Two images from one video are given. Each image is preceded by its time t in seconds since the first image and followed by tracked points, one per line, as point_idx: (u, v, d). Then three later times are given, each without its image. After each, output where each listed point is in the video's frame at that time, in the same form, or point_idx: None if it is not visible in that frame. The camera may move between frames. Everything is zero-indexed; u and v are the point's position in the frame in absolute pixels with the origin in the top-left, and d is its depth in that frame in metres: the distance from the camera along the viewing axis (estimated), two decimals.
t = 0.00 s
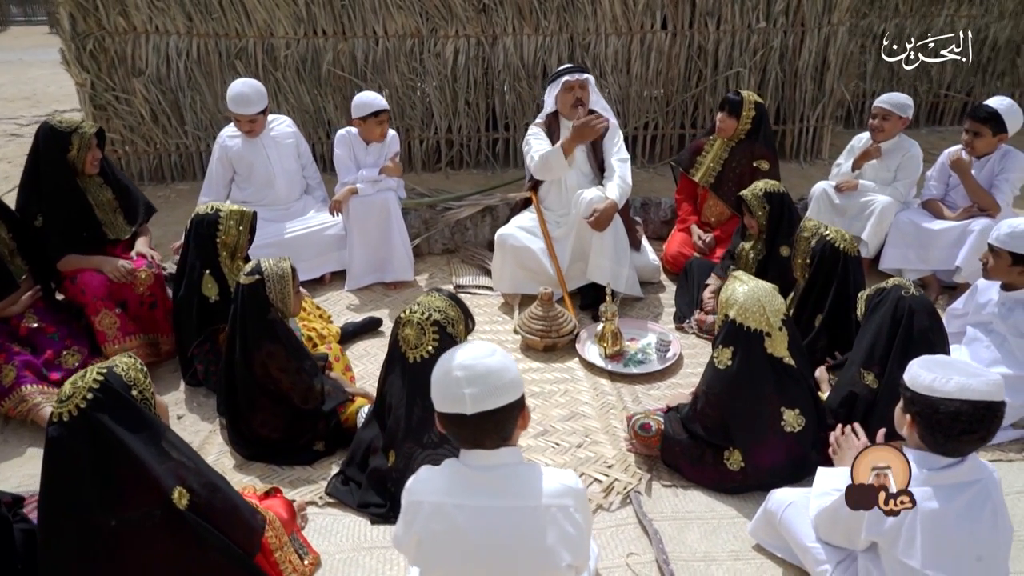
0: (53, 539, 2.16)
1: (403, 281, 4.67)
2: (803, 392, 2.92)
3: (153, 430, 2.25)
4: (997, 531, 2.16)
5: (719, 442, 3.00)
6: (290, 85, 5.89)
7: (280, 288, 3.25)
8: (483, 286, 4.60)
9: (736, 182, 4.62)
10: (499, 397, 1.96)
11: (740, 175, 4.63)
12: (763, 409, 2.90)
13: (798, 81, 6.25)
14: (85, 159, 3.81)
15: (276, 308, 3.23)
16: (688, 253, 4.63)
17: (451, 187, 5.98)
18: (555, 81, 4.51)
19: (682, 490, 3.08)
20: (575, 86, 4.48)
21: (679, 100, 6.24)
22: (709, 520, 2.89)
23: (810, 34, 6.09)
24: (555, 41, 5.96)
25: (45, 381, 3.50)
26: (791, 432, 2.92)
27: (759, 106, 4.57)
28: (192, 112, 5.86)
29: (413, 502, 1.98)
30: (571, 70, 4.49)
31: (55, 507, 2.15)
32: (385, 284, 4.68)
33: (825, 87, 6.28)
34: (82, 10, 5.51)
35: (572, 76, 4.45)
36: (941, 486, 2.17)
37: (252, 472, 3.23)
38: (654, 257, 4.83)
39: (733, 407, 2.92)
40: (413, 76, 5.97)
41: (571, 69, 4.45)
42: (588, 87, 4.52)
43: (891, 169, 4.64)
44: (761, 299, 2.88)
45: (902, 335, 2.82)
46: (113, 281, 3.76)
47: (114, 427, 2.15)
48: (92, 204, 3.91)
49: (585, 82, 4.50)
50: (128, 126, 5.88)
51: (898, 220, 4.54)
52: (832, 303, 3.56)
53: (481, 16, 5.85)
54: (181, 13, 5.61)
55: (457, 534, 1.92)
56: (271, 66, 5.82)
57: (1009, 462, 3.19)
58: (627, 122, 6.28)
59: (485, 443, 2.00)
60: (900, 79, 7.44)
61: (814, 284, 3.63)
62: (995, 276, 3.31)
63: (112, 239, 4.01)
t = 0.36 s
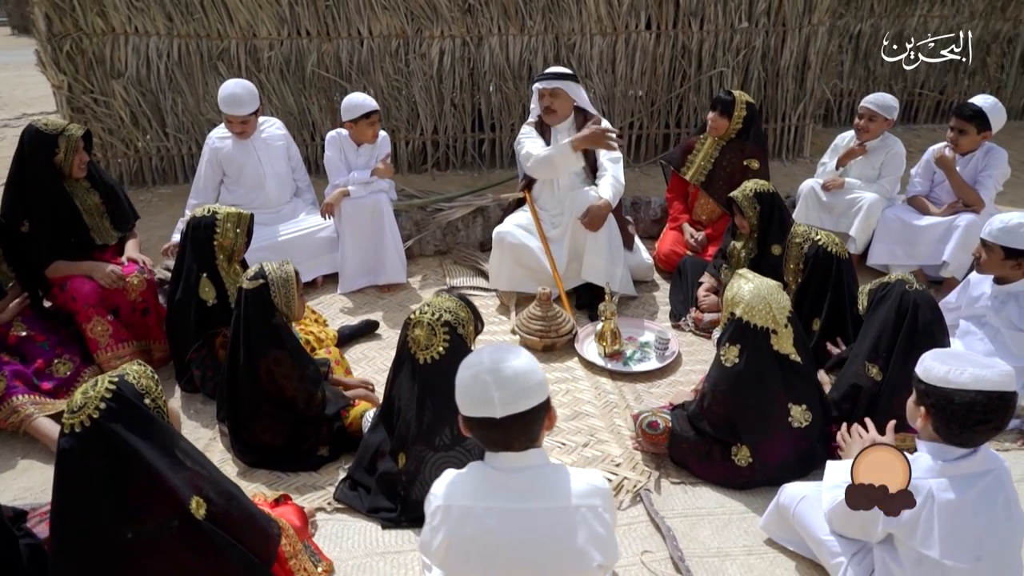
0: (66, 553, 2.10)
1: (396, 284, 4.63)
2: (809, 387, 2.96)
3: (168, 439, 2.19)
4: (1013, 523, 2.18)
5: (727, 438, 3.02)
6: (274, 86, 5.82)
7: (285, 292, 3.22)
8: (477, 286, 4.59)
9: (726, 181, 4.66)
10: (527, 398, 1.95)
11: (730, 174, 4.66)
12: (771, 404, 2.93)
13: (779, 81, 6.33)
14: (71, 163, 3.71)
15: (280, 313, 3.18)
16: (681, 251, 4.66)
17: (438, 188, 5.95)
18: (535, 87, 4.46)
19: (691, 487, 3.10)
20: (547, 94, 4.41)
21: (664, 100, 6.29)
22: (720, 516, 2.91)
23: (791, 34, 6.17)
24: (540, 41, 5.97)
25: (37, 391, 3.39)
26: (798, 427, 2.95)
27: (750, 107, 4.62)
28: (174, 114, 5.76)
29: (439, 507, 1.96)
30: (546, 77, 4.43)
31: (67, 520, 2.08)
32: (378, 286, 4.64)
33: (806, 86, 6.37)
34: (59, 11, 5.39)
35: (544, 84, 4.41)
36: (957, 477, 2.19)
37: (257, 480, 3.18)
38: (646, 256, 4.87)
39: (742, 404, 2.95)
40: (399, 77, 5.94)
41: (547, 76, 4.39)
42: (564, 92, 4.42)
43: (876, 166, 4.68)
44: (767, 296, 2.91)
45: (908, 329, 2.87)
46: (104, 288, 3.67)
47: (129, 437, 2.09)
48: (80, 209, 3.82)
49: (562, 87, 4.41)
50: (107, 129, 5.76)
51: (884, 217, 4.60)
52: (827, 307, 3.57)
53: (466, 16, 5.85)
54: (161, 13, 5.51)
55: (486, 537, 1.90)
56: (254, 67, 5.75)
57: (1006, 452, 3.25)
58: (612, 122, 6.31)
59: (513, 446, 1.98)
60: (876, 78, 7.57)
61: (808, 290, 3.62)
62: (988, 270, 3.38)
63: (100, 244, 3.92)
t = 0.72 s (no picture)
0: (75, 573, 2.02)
1: (389, 286, 4.56)
2: (816, 385, 2.97)
3: (178, 452, 2.11)
4: None
5: (735, 437, 3.02)
6: (257, 87, 5.73)
7: (279, 298, 3.12)
8: (471, 288, 4.54)
9: (718, 179, 4.67)
10: (554, 402, 1.94)
11: (722, 172, 4.68)
12: (780, 402, 2.94)
13: (763, 79, 6.37)
14: (57, 167, 3.63)
15: (275, 319, 3.10)
16: (674, 250, 4.66)
17: (426, 189, 5.89)
18: (534, 83, 4.44)
19: (699, 486, 3.10)
20: (556, 88, 4.41)
21: (650, 99, 6.30)
22: (731, 515, 2.91)
23: (775, 33, 6.22)
24: (526, 41, 5.95)
25: (25, 403, 3.31)
26: (806, 424, 2.96)
27: (741, 105, 4.63)
28: (154, 116, 5.65)
29: (465, 515, 1.92)
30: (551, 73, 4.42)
31: (75, 539, 2.00)
32: (370, 289, 4.58)
33: (789, 84, 6.42)
34: (34, 11, 5.25)
35: (552, 79, 4.39)
36: (977, 472, 2.21)
37: (259, 490, 3.11)
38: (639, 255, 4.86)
39: (751, 402, 2.95)
40: (384, 77, 5.88)
41: (549, 72, 4.38)
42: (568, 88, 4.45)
43: (865, 165, 4.74)
44: (772, 294, 2.91)
45: (917, 323, 2.89)
46: (93, 296, 3.58)
47: (139, 451, 2.01)
48: (67, 214, 3.73)
49: (566, 82, 4.44)
50: (85, 133, 5.63)
51: (875, 214, 4.67)
52: (825, 303, 3.58)
53: (451, 16, 5.80)
54: (141, 14, 5.41)
55: (516, 544, 1.86)
56: (237, 68, 5.66)
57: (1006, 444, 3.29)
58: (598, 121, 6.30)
59: (538, 450, 1.95)
60: (855, 77, 7.67)
61: (806, 288, 3.62)
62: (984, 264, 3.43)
63: (88, 250, 3.83)
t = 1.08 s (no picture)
0: None
1: (389, 290, 4.49)
2: (835, 386, 2.96)
3: (198, 470, 2.05)
4: None
5: (753, 440, 2.99)
6: (246, 89, 5.64)
7: (280, 305, 2.99)
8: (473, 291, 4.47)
9: (719, 178, 4.65)
10: (590, 411, 1.93)
11: (723, 171, 4.65)
12: (798, 404, 2.92)
13: (756, 78, 6.36)
14: (51, 173, 3.56)
15: (276, 327, 2.97)
16: (676, 250, 4.62)
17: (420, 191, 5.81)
18: (529, 87, 4.32)
19: (717, 490, 3.07)
20: (553, 88, 4.30)
21: (644, 98, 6.27)
22: (751, 519, 2.88)
23: (768, 30, 6.21)
24: (519, 40, 5.89)
25: (22, 416, 3.22)
26: (825, 426, 2.95)
27: (741, 103, 4.60)
28: (142, 120, 5.57)
29: (501, 529, 1.89)
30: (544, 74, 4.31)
31: (93, 562, 1.93)
32: (370, 294, 4.50)
33: (782, 82, 6.42)
34: (17, 13, 5.15)
35: (548, 80, 4.27)
36: (1007, 471, 2.18)
37: (268, 502, 3.03)
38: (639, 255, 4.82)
39: (769, 404, 2.92)
40: (377, 78, 5.80)
41: (545, 74, 4.27)
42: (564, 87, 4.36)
43: (865, 164, 4.75)
44: (790, 295, 2.89)
45: (941, 331, 2.90)
46: (90, 305, 3.47)
47: (160, 470, 1.95)
48: (59, 221, 3.64)
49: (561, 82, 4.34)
50: (72, 137, 5.52)
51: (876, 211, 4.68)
52: (835, 301, 3.56)
53: (444, 15, 5.73)
54: (127, 15, 5.31)
55: (555, 558, 1.83)
56: (226, 69, 5.57)
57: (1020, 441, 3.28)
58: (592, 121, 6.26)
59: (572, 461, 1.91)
60: (844, 74, 7.68)
61: (816, 287, 3.60)
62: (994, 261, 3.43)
63: (81, 257, 3.75)
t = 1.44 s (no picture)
0: None
1: (396, 294, 4.42)
2: (860, 388, 2.94)
3: (226, 488, 1.98)
4: None
5: (778, 444, 2.96)
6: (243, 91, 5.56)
7: (298, 311, 2.97)
8: (480, 294, 4.41)
9: (727, 177, 4.62)
10: (633, 420, 1.86)
11: (730, 170, 4.62)
12: (824, 407, 2.89)
13: (756, 77, 6.34)
14: (50, 178, 3.47)
15: (293, 335, 2.89)
16: (684, 251, 4.58)
17: (421, 193, 5.74)
18: (534, 85, 4.22)
19: (742, 495, 3.03)
20: (542, 93, 4.23)
21: (644, 98, 6.23)
22: (779, 525, 2.85)
23: (767, 29, 6.19)
24: (519, 40, 5.83)
25: (25, 430, 3.12)
26: (852, 429, 2.92)
27: (748, 101, 4.56)
28: (136, 123, 5.48)
29: (545, 544, 1.86)
30: (539, 77, 4.23)
31: None
32: (376, 298, 4.42)
33: (781, 81, 6.40)
34: (9, 15, 5.04)
35: (538, 84, 4.20)
36: None
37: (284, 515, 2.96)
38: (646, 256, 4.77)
39: (795, 407, 2.90)
40: (375, 79, 5.73)
41: (548, 76, 4.18)
42: (560, 90, 4.23)
43: (872, 163, 4.74)
44: (815, 296, 2.88)
45: (963, 332, 2.90)
46: (95, 314, 3.40)
47: (189, 489, 1.89)
48: (59, 228, 3.53)
49: (558, 87, 4.24)
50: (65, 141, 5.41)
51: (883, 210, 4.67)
52: (852, 302, 3.56)
53: (443, 15, 5.67)
54: (121, 16, 5.23)
55: (603, 572, 1.79)
56: (222, 71, 5.49)
57: None
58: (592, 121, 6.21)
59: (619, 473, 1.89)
60: (840, 73, 7.67)
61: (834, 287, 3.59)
62: (1011, 259, 3.42)
63: (82, 265, 3.64)
